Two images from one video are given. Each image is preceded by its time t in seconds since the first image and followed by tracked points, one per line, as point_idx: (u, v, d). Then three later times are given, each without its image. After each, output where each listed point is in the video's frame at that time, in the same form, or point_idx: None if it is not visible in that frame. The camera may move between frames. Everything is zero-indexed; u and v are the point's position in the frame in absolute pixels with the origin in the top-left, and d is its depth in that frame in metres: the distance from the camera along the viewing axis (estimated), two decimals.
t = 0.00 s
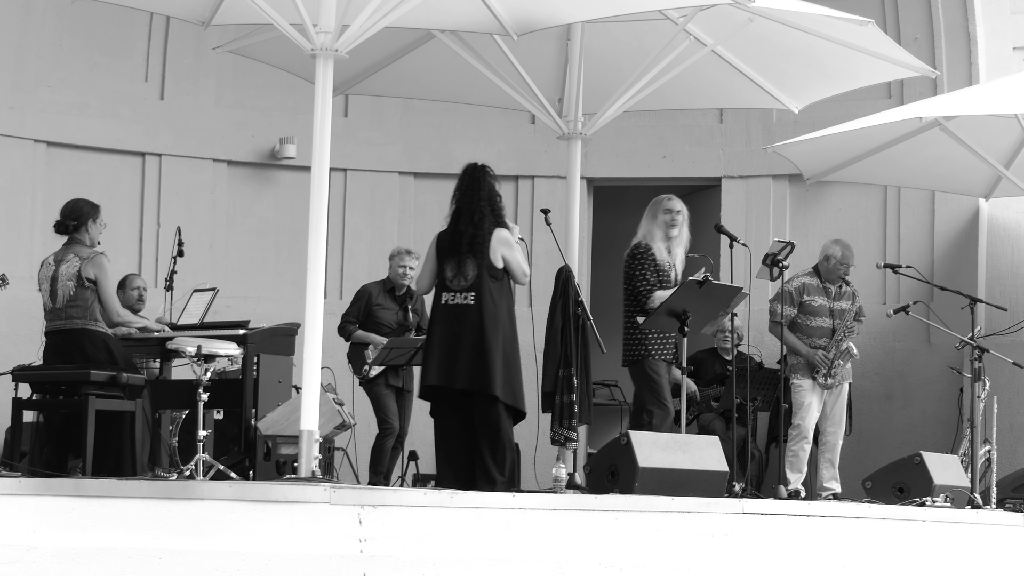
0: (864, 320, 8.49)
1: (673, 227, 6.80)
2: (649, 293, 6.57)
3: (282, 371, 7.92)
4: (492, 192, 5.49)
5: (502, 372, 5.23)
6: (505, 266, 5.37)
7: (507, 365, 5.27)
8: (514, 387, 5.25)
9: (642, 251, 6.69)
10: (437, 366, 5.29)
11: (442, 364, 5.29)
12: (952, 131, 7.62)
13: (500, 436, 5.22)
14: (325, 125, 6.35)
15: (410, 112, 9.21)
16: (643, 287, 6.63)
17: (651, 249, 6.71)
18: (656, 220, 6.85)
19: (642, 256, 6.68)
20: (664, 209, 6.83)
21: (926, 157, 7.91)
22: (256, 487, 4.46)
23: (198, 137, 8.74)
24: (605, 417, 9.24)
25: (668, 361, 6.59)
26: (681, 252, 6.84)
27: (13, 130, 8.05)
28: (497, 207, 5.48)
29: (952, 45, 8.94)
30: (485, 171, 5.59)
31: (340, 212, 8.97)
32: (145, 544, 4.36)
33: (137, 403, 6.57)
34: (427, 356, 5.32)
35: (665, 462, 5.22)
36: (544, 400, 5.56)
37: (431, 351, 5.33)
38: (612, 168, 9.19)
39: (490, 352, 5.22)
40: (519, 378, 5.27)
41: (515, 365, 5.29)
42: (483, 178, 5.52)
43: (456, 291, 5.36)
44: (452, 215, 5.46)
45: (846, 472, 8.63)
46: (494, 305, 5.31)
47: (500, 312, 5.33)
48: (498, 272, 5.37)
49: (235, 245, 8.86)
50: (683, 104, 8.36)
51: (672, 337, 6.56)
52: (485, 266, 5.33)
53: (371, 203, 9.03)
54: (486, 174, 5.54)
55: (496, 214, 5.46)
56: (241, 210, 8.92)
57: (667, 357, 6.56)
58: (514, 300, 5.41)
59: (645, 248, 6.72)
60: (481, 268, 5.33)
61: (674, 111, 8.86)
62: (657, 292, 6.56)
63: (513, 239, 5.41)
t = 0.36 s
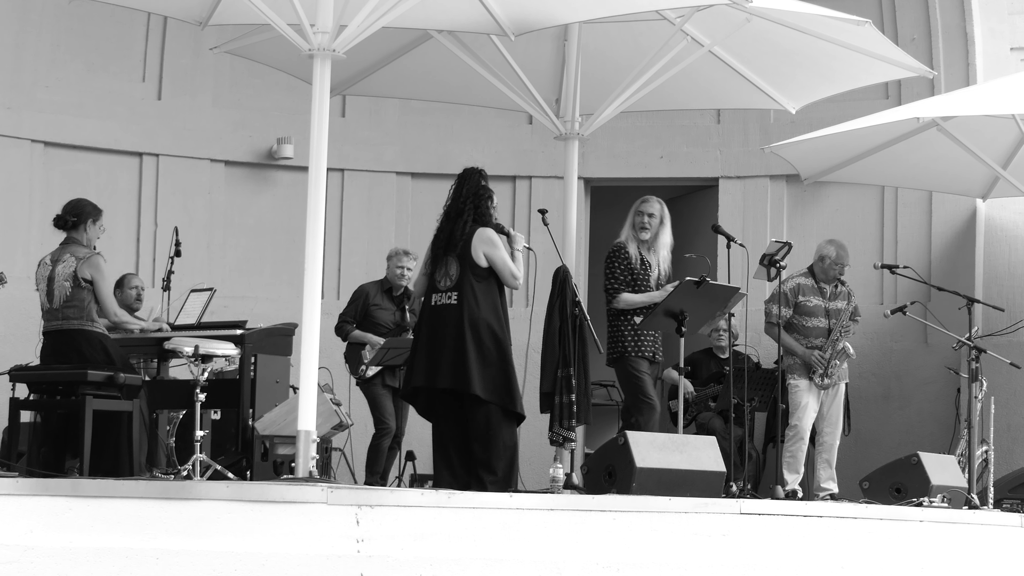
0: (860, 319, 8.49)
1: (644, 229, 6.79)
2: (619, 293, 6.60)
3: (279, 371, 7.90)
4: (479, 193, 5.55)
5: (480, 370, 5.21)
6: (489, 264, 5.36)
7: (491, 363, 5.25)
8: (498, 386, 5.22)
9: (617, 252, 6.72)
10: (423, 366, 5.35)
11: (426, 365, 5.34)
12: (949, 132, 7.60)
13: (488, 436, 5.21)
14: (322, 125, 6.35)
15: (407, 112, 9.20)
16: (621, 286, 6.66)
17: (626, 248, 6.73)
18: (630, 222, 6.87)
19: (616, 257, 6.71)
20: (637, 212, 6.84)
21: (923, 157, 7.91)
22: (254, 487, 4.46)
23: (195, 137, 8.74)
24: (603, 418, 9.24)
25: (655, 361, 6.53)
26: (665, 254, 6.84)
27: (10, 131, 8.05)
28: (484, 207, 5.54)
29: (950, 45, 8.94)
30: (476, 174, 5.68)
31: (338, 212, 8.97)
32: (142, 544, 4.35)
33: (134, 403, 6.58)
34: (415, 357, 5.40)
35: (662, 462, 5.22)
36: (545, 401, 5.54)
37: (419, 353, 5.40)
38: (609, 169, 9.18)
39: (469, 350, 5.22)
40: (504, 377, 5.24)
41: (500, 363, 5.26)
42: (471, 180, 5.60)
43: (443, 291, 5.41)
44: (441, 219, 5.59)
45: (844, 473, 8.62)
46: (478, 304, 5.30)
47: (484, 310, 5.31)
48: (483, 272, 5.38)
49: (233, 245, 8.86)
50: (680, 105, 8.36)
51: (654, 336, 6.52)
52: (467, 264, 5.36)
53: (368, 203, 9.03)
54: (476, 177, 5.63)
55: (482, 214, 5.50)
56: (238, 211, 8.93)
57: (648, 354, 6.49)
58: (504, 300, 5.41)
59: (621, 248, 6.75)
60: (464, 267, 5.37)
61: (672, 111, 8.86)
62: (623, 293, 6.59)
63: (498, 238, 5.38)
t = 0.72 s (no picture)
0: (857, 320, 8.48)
1: (640, 233, 6.71)
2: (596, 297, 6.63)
3: (276, 370, 7.89)
4: (483, 192, 5.53)
5: (474, 368, 5.21)
6: (492, 261, 5.33)
7: (485, 362, 5.25)
8: (492, 385, 5.22)
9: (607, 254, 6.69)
10: (420, 363, 5.38)
11: (422, 361, 5.37)
12: (946, 132, 7.61)
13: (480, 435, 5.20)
14: (319, 126, 6.35)
15: (405, 112, 9.17)
16: (604, 290, 6.67)
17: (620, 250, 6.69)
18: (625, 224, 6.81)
19: (607, 259, 6.68)
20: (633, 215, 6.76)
21: (920, 157, 7.91)
22: (250, 487, 4.46)
23: (193, 137, 8.73)
24: (599, 417, 9.24)
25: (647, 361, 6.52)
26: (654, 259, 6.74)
27: (7, 130, 8.05)
28: (489, 205, 5.52)
29: (947, 45, 8.94)
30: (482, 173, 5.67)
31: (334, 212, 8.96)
32: (138, 543, 4.35)
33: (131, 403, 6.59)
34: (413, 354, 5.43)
35: (659, 462, 5.22)
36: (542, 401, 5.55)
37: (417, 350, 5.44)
38: (606, 169, 9.17)
39: (463, 347, 5.23)
40: (498, 376, 5.23)
41: (495, 362, 5.26)
42: (477, 178, 5.59)
43: (447, 289, 5.43)
44: (448, 217, 5.60)
45: (841, 472, 8.62)
46: (479, 303, 5.30)
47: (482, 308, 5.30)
48: (486, 270, 5.36)
49: (230, 245, 8.85)
50: (677, 105, 8.35)
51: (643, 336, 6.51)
52: (470, 262, 5.35)
53: (365, 203, 9.03)
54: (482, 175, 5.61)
55: (486, 212, 5.49)
56: (236, 211, 8.92)
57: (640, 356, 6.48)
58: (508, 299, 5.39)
59: (616, 250, 6.70)
60: (467, 265, 5.37)
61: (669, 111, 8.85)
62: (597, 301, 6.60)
63: (500, 235, 5.36)
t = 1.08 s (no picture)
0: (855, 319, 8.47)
1: (660, 233, 6.76)
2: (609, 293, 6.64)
3: (274, 370, 7.94)
4: (502, 193, 5.55)
5: (486, 366, 5.27)
6: (505, 261, 5.39)
7: (498, 361, 5.31)
8: (504, 384, 5.27)
9: (622, 251, 6.73)
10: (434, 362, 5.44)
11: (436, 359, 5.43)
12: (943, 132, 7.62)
13: (490, 433, 5.23)
14: (316, 126, 6.34)
15: (401, 112, 8.97)
16: (617, 286, 6.69)
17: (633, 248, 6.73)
18: (642, 221, 6.84)
19: (620, 256, 6.72)
20: (654, 214, 6.79)
21: (917, 157, 7.90)
22: (248, 486, 4.47)
23: (189, 137, 8.72)
24: (597, 416, 9.22)
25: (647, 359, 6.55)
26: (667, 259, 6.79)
27: (4, 130, 8.05)
28: (507, 206, 5.54)
29: (945, 44, 8.94)
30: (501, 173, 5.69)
31: (332, 210, 8.79)
32: (136, 543, 4.36)
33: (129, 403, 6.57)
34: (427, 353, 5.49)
35: (656, 461, 5.23)
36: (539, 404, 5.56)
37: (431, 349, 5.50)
38: (603, 168, 9.15)
39: (475, 345, 5.29)
40: (509, 376, 5.29)
41: (507, 361, 5.31)
42: (496, 179, 5.60)
43: (462, 288, 5.50)
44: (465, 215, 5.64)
45: (839, 471, 8.61)
46: (495, 302, 5.37)
47: (496, 307, 5.37)
48: (501, 269, 5.42)
49: (227, 245, 8.84)
50: (674, 104, 8.34)
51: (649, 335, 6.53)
52: (484, 262, 5.42)
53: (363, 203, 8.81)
54: (501, 175, 5.63)
55: (503, 213, 5.52)
56: (233, 211, 8.90)
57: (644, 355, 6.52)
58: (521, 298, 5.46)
59: (628, 248, 6.74)
60: (481, 264, 5.44)
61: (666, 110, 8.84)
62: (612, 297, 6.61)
63: (514, 235, 5.39)
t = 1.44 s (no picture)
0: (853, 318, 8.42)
1: (667, 235, 6.92)
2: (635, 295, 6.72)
3: (271, 370, 7.91)
4: (512, 197, 5.79)
5: (490, 368, 5.49)
6: (512, 263, 5.61)
7: (503, 362, 5.53)
8: (507, 386, 5.49)
9: (630, 256, 6.82)
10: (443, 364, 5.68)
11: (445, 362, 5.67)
12: (940, 131, 7.62)
13: (495, 436, 5.45)
14: (313, 125, 6.34)
15: (399, 112, 8.83)
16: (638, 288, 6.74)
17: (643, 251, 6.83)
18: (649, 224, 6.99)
19: (630, 260, 6.81)
20: (660, 216, 6.94)
21: (914, 156, 7.90)
22: (246, 487, 4.46)
23: (186, 136, 8.71)
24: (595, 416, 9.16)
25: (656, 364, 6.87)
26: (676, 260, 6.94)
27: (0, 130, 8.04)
28: (516, 210, 5.78)
29: (941, 43, 8.94)
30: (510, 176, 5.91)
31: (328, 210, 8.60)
32: (133, 544, 4.36)
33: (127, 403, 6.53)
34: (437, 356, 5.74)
35: (654, 461, 5.23)
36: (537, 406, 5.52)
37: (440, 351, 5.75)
38: (600, 168, 9.12)
39: (479, 348, 5.52)
40: (511, 378, 5.50)
41: (509, 363, 5.53)
42: (505, 183, 5.84)
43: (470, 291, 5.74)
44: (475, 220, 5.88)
45: (836, 471, 8.55)
46: (500, 303, 5.60)
47: (500, 309, 5.59)
48: (507, 272, 5.64)
49: (224, 245, 8.83)
50: (670, 103, 8.33)
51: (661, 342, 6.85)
52: (490, 266, 5.64)
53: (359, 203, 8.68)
54: (510, 179, 5.87)
55: (512, 217, 5.76)
56: (230, 210, 8.88)
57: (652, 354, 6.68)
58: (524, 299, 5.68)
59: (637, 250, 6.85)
60: (488, 267, 5.66)
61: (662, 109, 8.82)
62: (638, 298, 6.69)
63: (521, 238, 5.62)
